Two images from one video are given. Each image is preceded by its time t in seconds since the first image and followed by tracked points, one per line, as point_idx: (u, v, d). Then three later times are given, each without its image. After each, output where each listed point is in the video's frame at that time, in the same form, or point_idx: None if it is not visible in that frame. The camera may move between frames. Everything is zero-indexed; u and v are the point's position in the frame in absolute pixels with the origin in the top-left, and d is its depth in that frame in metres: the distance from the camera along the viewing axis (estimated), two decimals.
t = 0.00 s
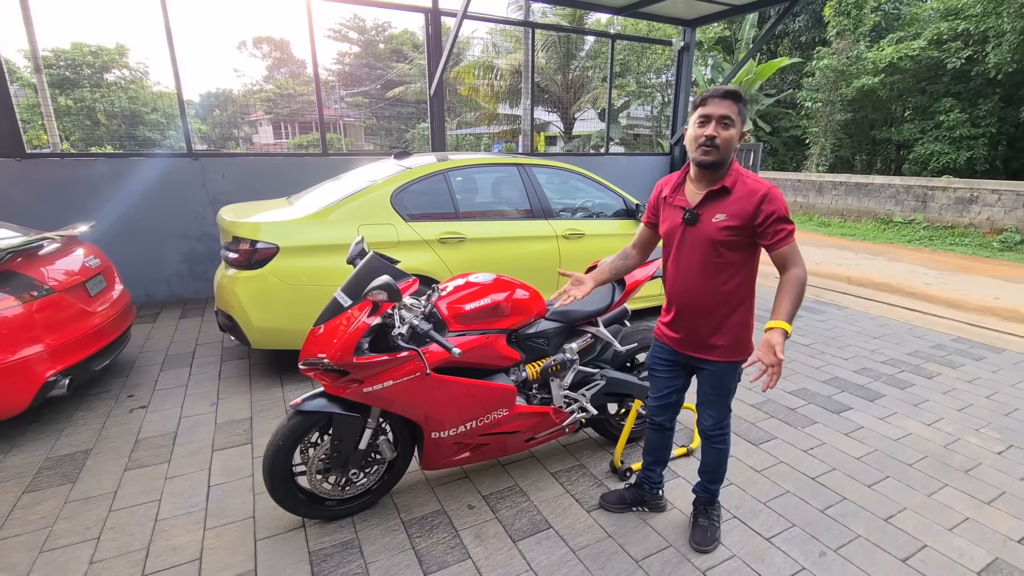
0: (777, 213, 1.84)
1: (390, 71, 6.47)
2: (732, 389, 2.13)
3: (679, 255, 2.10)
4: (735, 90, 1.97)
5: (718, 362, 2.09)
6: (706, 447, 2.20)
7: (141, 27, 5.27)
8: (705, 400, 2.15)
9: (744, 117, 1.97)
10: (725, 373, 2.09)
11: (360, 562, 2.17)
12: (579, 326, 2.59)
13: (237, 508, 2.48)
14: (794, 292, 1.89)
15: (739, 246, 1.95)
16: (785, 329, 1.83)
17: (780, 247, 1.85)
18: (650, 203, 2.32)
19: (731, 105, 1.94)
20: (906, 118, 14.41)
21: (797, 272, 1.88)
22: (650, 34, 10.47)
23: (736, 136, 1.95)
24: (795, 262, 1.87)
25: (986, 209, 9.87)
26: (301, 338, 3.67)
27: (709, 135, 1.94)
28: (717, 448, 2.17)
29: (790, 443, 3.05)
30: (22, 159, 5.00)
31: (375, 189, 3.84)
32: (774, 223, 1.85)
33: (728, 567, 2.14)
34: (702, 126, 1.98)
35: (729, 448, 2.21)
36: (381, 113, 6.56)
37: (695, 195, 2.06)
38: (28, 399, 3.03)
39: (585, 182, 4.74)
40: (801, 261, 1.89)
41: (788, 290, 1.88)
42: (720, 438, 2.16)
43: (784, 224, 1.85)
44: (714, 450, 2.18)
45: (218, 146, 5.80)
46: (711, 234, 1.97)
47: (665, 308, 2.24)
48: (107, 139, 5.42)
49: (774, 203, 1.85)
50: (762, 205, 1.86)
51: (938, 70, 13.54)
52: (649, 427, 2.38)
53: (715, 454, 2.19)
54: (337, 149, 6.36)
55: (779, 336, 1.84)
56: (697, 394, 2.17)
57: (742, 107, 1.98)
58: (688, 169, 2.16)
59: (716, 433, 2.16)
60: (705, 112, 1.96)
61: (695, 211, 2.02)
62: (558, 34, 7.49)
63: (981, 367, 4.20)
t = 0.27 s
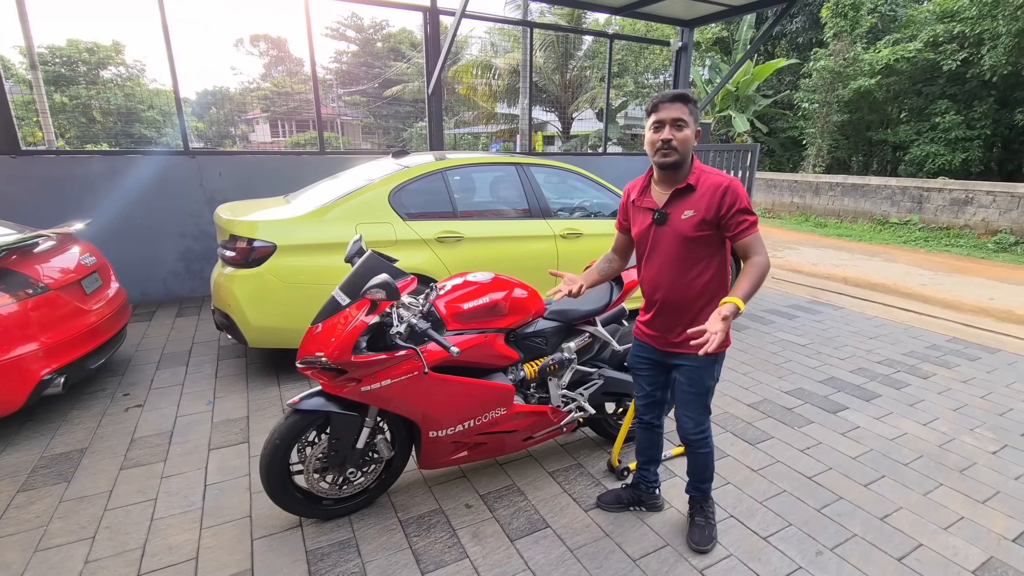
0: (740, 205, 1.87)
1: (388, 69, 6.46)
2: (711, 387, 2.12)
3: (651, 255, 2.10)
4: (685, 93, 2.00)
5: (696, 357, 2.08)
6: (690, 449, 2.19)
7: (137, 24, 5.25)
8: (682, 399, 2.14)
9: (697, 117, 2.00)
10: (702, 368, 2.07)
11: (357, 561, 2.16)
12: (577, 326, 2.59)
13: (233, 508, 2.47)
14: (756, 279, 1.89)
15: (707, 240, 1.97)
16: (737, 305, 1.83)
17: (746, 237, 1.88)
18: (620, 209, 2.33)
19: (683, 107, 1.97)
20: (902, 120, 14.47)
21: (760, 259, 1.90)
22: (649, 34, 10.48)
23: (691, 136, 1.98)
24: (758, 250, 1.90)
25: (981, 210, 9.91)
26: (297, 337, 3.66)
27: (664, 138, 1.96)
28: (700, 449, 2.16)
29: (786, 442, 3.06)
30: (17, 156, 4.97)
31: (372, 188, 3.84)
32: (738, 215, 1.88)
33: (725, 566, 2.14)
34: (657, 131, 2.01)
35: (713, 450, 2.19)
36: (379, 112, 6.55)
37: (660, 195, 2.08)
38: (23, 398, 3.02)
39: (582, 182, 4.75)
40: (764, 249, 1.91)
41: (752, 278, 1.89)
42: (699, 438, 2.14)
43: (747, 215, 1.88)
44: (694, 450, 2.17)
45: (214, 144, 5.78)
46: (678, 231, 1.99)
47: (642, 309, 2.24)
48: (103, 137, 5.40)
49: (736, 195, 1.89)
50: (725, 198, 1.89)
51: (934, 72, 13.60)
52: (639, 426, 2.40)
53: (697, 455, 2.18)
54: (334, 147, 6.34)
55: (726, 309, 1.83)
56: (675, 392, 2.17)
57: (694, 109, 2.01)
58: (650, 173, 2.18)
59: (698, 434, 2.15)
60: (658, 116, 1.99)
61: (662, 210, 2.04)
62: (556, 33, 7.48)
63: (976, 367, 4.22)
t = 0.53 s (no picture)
0: (721, 200, 1.85)
1: (387, 68, 6.45)
2: (695, 385, 2.09)
3: (638, 251, 2.11)
4: (663, 89, 1.98)
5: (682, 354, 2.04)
6: (671, 449, 2.16)
7: (136, 21, 5.23)
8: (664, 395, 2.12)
9: (677, 113, 1.97)
10: (686, 364, 2.05)
11: (358, 559, 2.16)
12: (578, 323, 2.59)
13: (234, 506, 2.47)
14: (735, 278, 1.86)
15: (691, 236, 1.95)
16: (710, 306, 1.83)
17: (728, 233, 1.85)
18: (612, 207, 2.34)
19: (659, 104, 1.96)
20: (901, 119, 14.47)
21: (744, 256, 1.86)
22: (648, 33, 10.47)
23: (668, 133, 1.96)
24: (742, 247, 1.86)
25: (980, 209, 9.92)
26: (298, 336, 3.65)
27: (639, 138, 1.97)
28: (679, 449, 2.13)
29: (787, 441, 3.06)
30: (15, 154, 4.95)
31: (372, 186, 3.83)
32: (720, 210, 1.86)
33: (726, 563, 2.14)
34: (635, 130, 2.02)
35: (694, 453, 2.14)
36: (379, 110, 6.54)
37: (645, 192, 2.08)
38: (23, 396, 3.01)
39: (582, 181, 4.75)
40: (749, 246, 1.88)
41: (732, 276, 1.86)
42: (678, 437, 2.11)
43: (730, 210, 1.85)
44: (674, 450, 2.13)
45: (214, 142, 5.77)
46: (662, 226, 1.98)
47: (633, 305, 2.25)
48: (102, 135, 5.38)
49: (718, 191, 1.87)
50: (707, 193, 1.88)
51: (933, 71, 13.61)
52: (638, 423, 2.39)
53: (676, 455, 2.14)
54: (334, 146, 6.34)
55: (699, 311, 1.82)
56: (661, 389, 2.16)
57: (674, 103, 1.98)
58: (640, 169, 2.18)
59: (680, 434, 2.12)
60: (636, 115, 1.99)
61: (647, 206, 2.04)
62: (556, 31, 7.47)
63: (975, 365, 4.23)
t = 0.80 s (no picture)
0: (703, 202, 1.82)
1: (386, 65, 6.44)
2: (678, 388, 2.09)
3: (632, 246, 2.13)
4: (644, 87, 1.97)
5: (662, 355, 2.04)
6: (656, 450, 2.17)
7: (134, 18, 5.21)
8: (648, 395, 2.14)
9: (658, 108, 1.94)
10: (666, 365, 2.04)
11: (355, 557, 2.16)
12: (575, 321, 2.58)
13: (231, 505, 2.46)
14: (703, 282, 1.82)
15: (676, 236, 1.95)
16: (664, 301, 1.80)
17: (706, 237, 1.82)
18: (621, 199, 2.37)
19: (638, 104, 1.96)
20: (900, 117, 14.47)
21: (718, 262, 1.81)
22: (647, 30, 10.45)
23: (649, 132, 1.96)
24: (717, 253, 1.82)
25: (979, 207, 9.93)
26: (295, 334, 3.64)
27: (622, 138, 2.02)
28: (665, 449, 2.13)
29: (785, 438, 3.06)
30: (12, 152, 4.93)
31: (370, 183, 3.82)
32: (700, 212, 1.83)
33: (724, 561, 2.14)
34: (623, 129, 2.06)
35: (680, 454, 2.14)
36: (377, 108, 6.53)
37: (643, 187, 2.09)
38: (19, 394, 3.00)
39: (581, 178, 4.74)
40: (728, 252, 1.82)
41: (700, 278, 1.82)
42: (664, 437, 2.12)
43: (710, 213, 1.82)
44: (659, 450, 2.14)
45: (211, 140, 5.75)
46: (649, 223, 1.99)
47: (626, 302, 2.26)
48: (99, 133, 5.36)
49: (700, 192, 1.84)
50: (689, 193, 1.85)
51: (932, 69, 13.61)
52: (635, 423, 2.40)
53: (661, 456, 2.14)
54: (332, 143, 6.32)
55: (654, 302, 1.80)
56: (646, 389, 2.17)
57: (658, 98, 1.95)
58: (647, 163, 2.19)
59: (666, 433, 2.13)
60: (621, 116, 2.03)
61: (641, 201, 2.06)
62: (555, 29, 7.45)
63: (973, 363, 4.23)
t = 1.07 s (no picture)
0: (710, 193, 1.80)
1: (382, 59, 6.41)
2: (689, 386, 2.09)
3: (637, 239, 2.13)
4: (656, 77, 1.96)
5: (668, 352, 2.05)
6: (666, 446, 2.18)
7: (127, 12, 5.17)
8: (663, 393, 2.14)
9: (670, 99, 1.94)
10: (675, 365, 2.06)
11: (352, 551, 2.17)
12: (571, 316, 2.58)
13: (227, 499, 2.47)
14: (704, 257, 1.76)
15: (682, 228, 1.93)
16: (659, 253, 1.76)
17: (711, 227, 1.78)
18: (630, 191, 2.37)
19: (649, 94, 1.96)
20: (898, 111, 14.48)
21: (722, 242, 1.76)
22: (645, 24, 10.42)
23: (660, 122, 1.96)
24: (721, 239, 1.77)
25: (975, 201, 9.95)
26: (291, 329, 3.64)
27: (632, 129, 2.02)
28: (679, 445, 2.14)
29: (780, 432, 3.07)
30: (5, 147, 4.90)
31: (366, 178, 3.81)
32: (706, 203, 1.80)
33: (719, 553, 2.16)
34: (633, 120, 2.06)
35: (691, 449, 2.15)
36: (373, 102, 6.51)
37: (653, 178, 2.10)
38: (14, 390, 2.99)
39: (577, 173, 4.73)
40: (733, 239, 1.77)
41: (702, 254, 1.76)
42: (678, 433, 2.13)
43: (717, 204, 1.79)
44: (672, 446, 2.14)
45: (206, 135, 5.72)
46: (656, 215, 1.98)
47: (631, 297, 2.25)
48: (93, 128, 5.33)
49: (709, 182, 1.82)
50: (698, 184, 1.84)
51: (930, 63, 13.61)
52: (638, 419, 2.41)
53: (673, 451, 2.15)
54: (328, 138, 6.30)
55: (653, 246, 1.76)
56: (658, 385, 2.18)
57: (670, 88, 1.95)
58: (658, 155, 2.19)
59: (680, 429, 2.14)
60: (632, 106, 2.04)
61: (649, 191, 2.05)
62: (551, 23, 7.42)
63: (968, 357, 4.25)
